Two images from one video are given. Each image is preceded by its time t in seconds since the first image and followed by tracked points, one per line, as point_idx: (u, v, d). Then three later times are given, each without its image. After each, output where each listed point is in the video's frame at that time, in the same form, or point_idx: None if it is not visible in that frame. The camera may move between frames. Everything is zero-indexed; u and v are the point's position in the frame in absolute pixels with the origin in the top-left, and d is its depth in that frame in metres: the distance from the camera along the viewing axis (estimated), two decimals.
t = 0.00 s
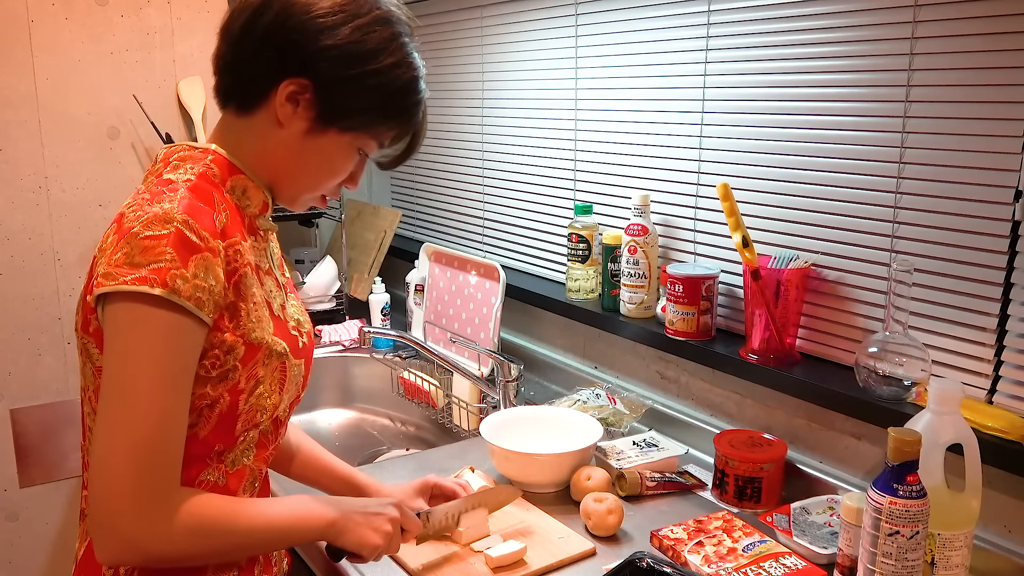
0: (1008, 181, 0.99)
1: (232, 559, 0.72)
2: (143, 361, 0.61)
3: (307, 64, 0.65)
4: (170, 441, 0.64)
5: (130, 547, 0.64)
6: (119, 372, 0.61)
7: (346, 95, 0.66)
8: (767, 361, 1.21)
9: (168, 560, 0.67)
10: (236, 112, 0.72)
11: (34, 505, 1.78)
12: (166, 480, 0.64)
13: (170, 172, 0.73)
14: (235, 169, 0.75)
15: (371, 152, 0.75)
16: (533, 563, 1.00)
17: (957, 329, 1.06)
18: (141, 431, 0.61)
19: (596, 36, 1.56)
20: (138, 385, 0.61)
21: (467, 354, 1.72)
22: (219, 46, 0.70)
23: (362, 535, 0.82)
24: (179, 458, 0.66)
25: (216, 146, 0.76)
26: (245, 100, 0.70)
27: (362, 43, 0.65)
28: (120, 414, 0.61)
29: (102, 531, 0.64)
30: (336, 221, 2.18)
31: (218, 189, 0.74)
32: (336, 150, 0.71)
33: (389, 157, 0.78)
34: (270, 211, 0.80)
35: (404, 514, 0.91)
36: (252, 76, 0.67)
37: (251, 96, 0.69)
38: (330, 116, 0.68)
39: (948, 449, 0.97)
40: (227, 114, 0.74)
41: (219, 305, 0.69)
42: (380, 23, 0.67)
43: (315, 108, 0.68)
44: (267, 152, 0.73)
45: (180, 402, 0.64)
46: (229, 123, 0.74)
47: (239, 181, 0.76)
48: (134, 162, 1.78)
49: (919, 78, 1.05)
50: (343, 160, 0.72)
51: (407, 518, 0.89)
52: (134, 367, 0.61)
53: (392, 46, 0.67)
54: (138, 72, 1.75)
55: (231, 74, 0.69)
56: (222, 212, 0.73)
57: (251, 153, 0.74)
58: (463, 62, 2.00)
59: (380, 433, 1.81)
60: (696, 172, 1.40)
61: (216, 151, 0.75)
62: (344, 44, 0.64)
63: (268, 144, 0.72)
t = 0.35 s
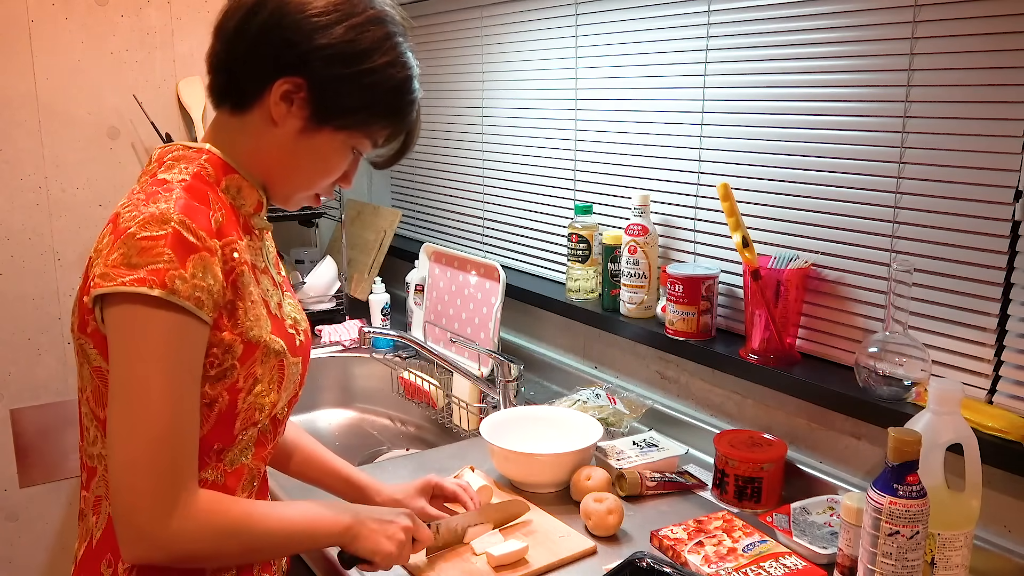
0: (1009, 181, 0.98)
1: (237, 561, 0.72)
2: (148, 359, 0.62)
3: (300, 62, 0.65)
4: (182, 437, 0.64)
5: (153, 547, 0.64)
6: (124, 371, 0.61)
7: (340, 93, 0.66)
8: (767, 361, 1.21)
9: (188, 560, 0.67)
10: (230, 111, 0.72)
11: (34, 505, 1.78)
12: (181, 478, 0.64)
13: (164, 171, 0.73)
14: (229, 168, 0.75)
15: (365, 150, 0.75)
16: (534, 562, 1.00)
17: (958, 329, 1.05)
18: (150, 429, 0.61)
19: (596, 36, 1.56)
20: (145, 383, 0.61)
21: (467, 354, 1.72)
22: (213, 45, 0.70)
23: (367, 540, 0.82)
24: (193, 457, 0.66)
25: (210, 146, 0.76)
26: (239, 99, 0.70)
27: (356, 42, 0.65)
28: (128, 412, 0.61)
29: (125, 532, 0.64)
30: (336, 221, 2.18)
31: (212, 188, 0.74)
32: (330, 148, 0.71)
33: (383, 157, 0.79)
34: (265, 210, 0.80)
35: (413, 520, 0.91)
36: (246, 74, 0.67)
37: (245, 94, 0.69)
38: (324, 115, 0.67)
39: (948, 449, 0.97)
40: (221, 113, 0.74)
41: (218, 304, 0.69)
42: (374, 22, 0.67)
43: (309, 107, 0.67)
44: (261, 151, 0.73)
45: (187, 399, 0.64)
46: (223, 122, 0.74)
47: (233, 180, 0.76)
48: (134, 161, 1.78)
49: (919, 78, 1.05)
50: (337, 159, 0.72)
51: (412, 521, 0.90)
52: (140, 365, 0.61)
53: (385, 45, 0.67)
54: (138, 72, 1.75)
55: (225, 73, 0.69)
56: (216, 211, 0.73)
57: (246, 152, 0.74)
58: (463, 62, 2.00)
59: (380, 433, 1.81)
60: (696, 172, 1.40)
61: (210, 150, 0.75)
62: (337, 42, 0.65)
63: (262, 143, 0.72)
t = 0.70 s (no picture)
0: (1008, 181, 0.99)
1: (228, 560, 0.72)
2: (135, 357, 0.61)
3: (292, 58, 0.65)
4: (166, 436, 0.64)
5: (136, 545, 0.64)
6: (111, 370, 0.61)
7: (332, 91, 0.66)
8: (767, 361, 1.21)
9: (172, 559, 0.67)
10: (223, 109, 0.72)
11: (33, 505, 1.79)
12: (162, 477, 0.64)
13: (155, 171, 0.73)
14: (221, 166, 0.76)
15: (358, 148, 0.74)
16: (534, 562, 1.00)
17: (958, 329, 1.05)
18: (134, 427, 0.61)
19: (596, 36, 1.56)
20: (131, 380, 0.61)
21: (467, 354, 1.72)
22: (205, 44, 0.70)
23: (360, 534, 0.81)
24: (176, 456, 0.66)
25: (203, 144, 0.76)
26: (232, 98, 0.70)
27: (348, 38, 0.65)
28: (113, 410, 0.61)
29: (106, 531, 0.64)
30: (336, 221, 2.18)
31: (204, 186, 0.74)
32: (323, 147, 0.71)
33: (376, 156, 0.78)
34: (259, 208, 0.80)
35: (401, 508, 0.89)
36: (239, 72, 0.67)
37: (237, 93, 0.69)
38: (316, 113, 0.67)
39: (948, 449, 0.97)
40: (213, 111, 0.74)
41: (208, 302, 0.69)
42: (364, 20, 0.67)
43: (301, 105, 0.67)
44: (253, 150, 0.73)
45: (173, 397, 0.64)
46: (216, 120, 0.74)
47: (225, 178, 0.76)
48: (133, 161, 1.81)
49: (919, 78, 1.05)
50: (331, 157, 0.72)
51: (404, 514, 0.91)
52: (125, 363, 0.61)
53: (377, 42, 0.67)
54: (138, 72, 1.78)
55: (217, 72, 0.69)
56: (209, 209, 0.73)
57: (238, 150, 0.74)
58: (463, 62, 2.00)
59: (380, 433, 1.81)
60: (696, 172, 1.40)
61: (202, 149, 0.75)
62: (328, 39, 0.65)
63: (255, 141, 0.72)
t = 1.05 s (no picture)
0: (1008, 181, 0.98)
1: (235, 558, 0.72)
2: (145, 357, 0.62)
3: (290, 59, 0.65)
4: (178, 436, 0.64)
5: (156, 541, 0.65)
6: (121, 368, 0.61)
7: (330, 93, 0.66)
8: (767, 361, 1.21)
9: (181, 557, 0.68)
10: (219, 110, 0.72)
11: (33, 505, 1.79)
12: (177, 475, 0.65)
13: (153, 170, 0.73)
14: (219, 165, 0.75)
15: (355, 150, 0.74)
16: (534, 561, 1.00)
17: (958, 329, 1.05)
18: (148, 426, 0.62)
19: (596, 36, 1.56)
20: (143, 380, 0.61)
21: (467, 354, 1.72)
22: (201, 43, 0.70)
23: (373, 545, 0.82)
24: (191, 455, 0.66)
25: (200, 143, 0.76)
26: (229, 98, 0.70)
27: (346, 41, 0.65)
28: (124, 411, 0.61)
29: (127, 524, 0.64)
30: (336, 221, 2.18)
31: (202, 185, 0.74)
32: (320, 147, 0.71)
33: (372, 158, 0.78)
34: (256, 207, 0.80)
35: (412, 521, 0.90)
36: (236, 72, 0.67)
37: (234, 92, 0.69)
38: (314, 113, 0.67)
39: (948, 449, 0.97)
40: (209, 111, 0.73)
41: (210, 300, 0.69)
42: (363, 22, 0.67)
43: (299, 105, 0.67)
44: (250, 149, 0.73)
45: (183, 396, 0.64)
46: (212, 120, 0.74)
47: (223, 177, 0.76)
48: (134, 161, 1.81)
49: (919, 78, 1.05)
50: (327, 157, 0.72)
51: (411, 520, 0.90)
52: (136, 363, 0.61)
53: (374, 44, 0.67)
54: (138, 72, 1.78)
55: (214, 71, 0.69)
56: (207, 207, 0.73)
57: (235, 147, 0.74)
58: (462, 62, 2.00)
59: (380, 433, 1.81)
60: (696, 172, 1.40)
61: (199, 149, 0.75)
62: (326, 40, 0.65)
63: (252, 142, 0.72)
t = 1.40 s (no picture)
0: (1008, 181, 0.99)
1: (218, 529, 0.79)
2: (148, 350, 0.67)
3: (356, 115, 0.72)
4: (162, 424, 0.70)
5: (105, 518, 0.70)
6: (125, 353, 0.67)
7: (389, 150, 0.73)
8: (767, 361, 1.21)
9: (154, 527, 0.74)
10: (286, 141, 0.79)
11: (33, 505, 1.79)
12: (146, 457, 0.70)
13: (208, 180, 0.80)
14: (268, 183, 0.82)
15: (404, 198, 0.82)
16: (534, 557, 1.01)
17: (958, 329, 1.05)
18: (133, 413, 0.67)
19: (596, 36, 1.56)
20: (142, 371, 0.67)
21: (467, 354, 1.72)
22: (284, 78, 0.76)
23: (328, 516, 0.85)
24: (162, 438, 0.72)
25: (255, 161, 0.83)
26: (297, 133, 0.77)
27: (411, 105, 0.72)
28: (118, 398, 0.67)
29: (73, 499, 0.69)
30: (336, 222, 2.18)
31: (248, 199, 0.81)
32: (364, 189, 0.79)
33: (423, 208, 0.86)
34: (299, 225, 0.85)
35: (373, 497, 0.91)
36: (308, 115, 0.74)
37: (303, 129, 0.76)
38: (370, 164, 0.75)
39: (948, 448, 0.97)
40: (278, 139, 0.81)
41: (230, 304, 0.74)
42: (435, 89, 0.73)
43: (357, 155, 0.75)
44: (304, 180, 0.81)
45: (170, 387, 0.69)
46: (278, 148, 0.81)
47: (271, 194, 0.82)
48: (134, 162, 1.81)
49: (919, 78, 1.05)
50: (371, 200, 0.80)
51: (377, 502, 0.92)
52: (137, 353, 0.67)
53: (441, 112, 0.74)
54: (138, 72, 1.78)
55: (289, 106, 0.76)
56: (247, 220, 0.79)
57: (291, 177, 0.81)
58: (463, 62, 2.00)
59: (380, 433, 1.81)
60: (696, 172, 1.40)
61: (252, 167, 0.82)
62: (390, 103, 0.71)
63: (308, 173, 0.80)
